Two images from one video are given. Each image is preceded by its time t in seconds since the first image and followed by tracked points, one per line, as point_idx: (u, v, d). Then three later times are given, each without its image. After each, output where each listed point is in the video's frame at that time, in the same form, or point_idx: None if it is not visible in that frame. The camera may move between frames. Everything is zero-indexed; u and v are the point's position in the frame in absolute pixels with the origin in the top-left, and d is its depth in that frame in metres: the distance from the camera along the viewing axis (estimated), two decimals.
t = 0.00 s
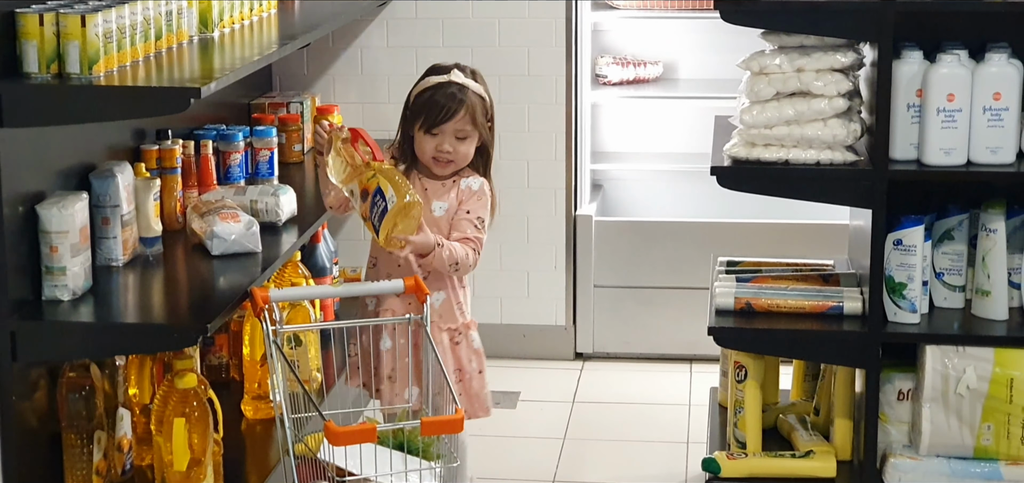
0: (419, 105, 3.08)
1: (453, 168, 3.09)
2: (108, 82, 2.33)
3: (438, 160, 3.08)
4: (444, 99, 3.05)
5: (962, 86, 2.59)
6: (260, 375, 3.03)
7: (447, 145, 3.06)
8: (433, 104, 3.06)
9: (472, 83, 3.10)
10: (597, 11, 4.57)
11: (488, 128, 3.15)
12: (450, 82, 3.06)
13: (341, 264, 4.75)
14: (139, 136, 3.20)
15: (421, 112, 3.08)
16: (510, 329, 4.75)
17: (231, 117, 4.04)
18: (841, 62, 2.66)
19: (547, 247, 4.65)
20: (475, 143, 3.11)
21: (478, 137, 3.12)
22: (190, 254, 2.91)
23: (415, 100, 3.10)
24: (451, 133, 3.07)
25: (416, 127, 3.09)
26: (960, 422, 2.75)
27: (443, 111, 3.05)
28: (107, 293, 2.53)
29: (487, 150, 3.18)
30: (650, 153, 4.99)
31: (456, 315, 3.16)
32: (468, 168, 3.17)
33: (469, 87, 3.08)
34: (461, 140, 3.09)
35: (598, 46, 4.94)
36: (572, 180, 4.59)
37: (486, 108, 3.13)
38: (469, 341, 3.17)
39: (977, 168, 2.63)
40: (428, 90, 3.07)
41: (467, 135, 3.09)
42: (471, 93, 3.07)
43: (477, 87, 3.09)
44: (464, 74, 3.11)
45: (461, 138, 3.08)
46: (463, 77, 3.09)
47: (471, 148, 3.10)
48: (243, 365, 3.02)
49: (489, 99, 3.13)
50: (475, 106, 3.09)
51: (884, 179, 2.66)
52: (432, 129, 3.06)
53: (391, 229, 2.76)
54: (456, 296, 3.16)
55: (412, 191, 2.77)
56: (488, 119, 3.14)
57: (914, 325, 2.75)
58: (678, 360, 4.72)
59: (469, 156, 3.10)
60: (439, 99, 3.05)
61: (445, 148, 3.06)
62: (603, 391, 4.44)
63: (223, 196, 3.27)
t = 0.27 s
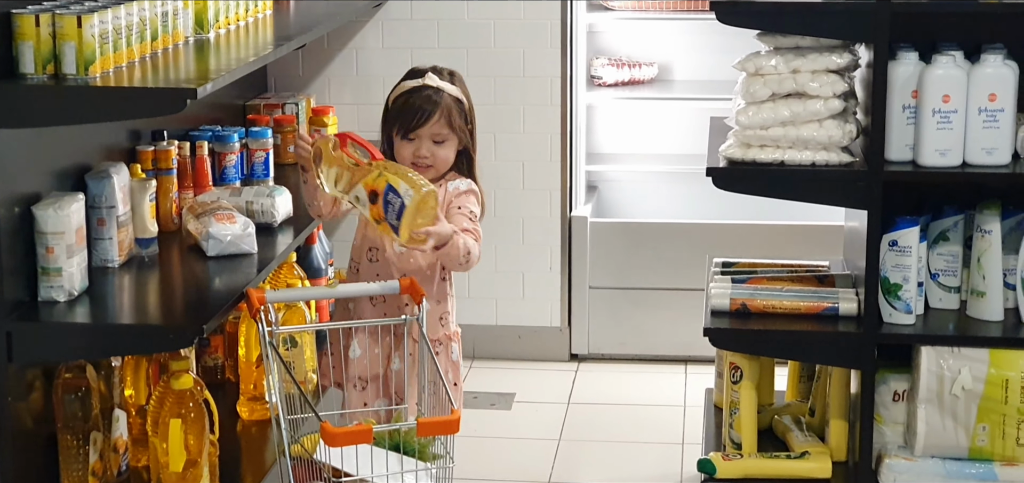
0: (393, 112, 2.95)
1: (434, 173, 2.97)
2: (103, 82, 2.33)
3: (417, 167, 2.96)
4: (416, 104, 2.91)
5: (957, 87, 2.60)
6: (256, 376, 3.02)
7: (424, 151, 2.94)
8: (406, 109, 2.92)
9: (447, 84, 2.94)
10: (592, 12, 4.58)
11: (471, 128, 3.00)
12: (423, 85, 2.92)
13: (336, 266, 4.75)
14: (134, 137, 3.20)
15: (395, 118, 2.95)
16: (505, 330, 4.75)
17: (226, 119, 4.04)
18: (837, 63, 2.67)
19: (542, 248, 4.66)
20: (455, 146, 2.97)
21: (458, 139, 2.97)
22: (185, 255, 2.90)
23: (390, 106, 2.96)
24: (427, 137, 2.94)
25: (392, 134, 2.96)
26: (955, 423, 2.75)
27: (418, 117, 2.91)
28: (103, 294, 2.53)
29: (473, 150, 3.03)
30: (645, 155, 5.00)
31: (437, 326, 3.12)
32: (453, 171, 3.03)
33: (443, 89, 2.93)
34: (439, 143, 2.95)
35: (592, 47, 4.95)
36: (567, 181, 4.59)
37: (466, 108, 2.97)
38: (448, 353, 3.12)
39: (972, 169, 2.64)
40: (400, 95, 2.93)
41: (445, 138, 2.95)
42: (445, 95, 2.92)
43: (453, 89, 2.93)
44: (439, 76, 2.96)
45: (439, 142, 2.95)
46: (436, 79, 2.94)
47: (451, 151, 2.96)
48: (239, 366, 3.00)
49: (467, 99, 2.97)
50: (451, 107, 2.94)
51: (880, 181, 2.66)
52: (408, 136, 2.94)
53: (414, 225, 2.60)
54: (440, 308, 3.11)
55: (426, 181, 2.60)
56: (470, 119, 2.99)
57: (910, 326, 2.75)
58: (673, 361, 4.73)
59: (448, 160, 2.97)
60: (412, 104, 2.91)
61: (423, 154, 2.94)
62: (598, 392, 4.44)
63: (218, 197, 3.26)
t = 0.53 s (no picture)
0: (377, 123, 2.93)
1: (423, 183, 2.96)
2: (102, 84, 2.33)
3: (406, 177, 2.95)
4: (399, 115, 2.89)
5: (956, 89, 2.60)
6: (255, 377, 3.04)
7: (411, 162, 2.92)
8: (391, 121, 2.89)
9: (429, 92, 2.92)
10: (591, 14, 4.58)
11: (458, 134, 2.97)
12: (405, 96, 2.89)
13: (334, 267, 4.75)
14: (133, 138, 3.20)
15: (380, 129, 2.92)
16: (504, 331, 4.76)
17: (225, 120, 4.04)
18: (835, 65, 2.67)
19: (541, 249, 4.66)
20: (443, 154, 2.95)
21: (444, 147, 2.95)
22: (184, 256, 2.90)
23: (374, 117, 2.95)
24: (413, 147, 2.92)
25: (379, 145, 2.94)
26: (953, 425, 2.75)
27: (401, 128, 2.89)
28: (102, 295, 2.53)
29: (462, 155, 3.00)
30: (643, 156, 5.00)
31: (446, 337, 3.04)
32: (448, 176, 3.05)
33: (425, 98, 2.90)
34: (425, 152, 2.93)
35: (591, 49, 4.95)
36: (565, 182, 4.60)
37: (450, 114, 2.94)
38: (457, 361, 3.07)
39: (970, 170, 2.64)
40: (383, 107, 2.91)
41: (431, 147, 2.93)
42: (427, 104, 2.89)
43: (435, 96, 2.91)
44: (420, 84, 2.93)
45: (426, 151, 2.93)
46: (418, 87, 2.92)
47: (439, 159, 2.95)
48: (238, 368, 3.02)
49: (452, 104, 2.94)
50: (435, 115, 2.91)
51: (878, 182, 2.66)
52: (393, 146, 2.92)
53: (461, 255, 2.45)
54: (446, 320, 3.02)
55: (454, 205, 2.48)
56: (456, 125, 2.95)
57: (908, 328, 2.75)
58: (671, 362, 4.73)
59: (437, 168, 2.95)
60: (394, 115, 2.89)
61: (409, 165, 2.92)
62: (597, 394, 4.44)
63: (217, 199, 3.26)
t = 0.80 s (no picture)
0: (370, 135, 2.80)
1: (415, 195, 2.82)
2: (101, 87, 2.32)
3: (398, 190, 2.81)
4: (391, 126, 2.76)
5: (954, 91, 2.60)
6: (254, 380, 3.02)
7: (404, 174, 2.78)
8: (383, 131, 2.77)
9: (422, 101, 2.79)
10: (589, 16, 4.58)
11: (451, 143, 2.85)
12: (399, 105, 2.78)
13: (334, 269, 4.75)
14: (131, 141, 3.19)
15: (372, 140, 2.79)
16: (502, 334, 4.76)
17: (224, 123, 4.04)
18: (833, 67, 2.67)
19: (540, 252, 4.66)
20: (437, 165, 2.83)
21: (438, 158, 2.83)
22: (182, 259, 2.90)
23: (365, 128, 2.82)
24: (405, 159, 2.78)
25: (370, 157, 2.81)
26: (951, 427, 2.76)
27: (395, 139, 2.76)
28: (100, 298, 2.53)
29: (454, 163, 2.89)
30: (642, 158, 5.00)
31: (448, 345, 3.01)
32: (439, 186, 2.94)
33: (417, 108, 2.78)
34: (418, 164, 2.80)
35: (590, 51, 4.95)
36: (564, 185, 4.59)
37: (444, 124, 2.82)
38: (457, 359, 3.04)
39: (969, 173, 2.64)
40: (376, 117, 2.79)
41: (424, 158, 2.80)
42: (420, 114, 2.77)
43: (429, 106, 2.79)
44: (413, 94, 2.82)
45: (419, 163, 2.80)
46: (412, 97, 2.81)
47: (432, 171, 2.82)
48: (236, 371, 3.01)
49: (446, 113, 2.83)
50: (428, 126, 2.78)
51: (876, 184, 2.66)
52: (386, 159, 2.78)
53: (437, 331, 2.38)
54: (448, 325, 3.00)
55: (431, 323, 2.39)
56: (449, 133, 2.84)
57: (907, 330, 2.75)
58: (670, 364, 4.73)
59: (431, 180, 2.82)
60: (387, 126, 2.77)
61: (403, 177, 2.78)
62: (596, 396, 4.44)
63: (215, 201, 3.26)
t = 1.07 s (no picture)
0: (343, 142, 2.79)
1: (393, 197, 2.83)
2: (99, 86, 2.32)
3: (376, 193, 2.81)
4: (365, 130, 2.77)
5: (953, 90, 2.60)
6: (253, 379, 3.03)
7: (381, 177, 2.78)
8: (358, 136, 2.77)
9: (394, 104, 2.80)
10: (588, 16, 4.58)
11: (425, 143, 2.85)
12: (370, 110, 2.78)
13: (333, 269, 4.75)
14: (130, 141, 3.19)
15: (347, 147, 2.79)
16: (501, 334, 4.76)
17: (223, 122, 4.04)
18: (832, 67, 2.66)
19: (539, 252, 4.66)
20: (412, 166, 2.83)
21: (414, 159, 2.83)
22: (181, 258, 2.90)
23: (338, 135, 2.81)
24: (381, 163, 2.79)
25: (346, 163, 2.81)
26: (950, 427, 2.76)
27: (370, 143, 2.77)
28: (98, 297, 2.53)
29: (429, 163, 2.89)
30: (641, 158, 5.00)
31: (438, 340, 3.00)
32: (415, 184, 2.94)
33: (389, 111, 2.78)
34: (394, 167, 2.80)
35: (589, 51, 4.95)
36: (563, 185, 4.59)
37: (417, 125, 2.82)
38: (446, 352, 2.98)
39: (968, 172, 2.64)
40: (348, 123, 2.78)
41: (400, 161, 2.80)
42: (393, 117, 2.77)
43: (399, 108, 2.79)
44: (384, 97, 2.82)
45: (395, 165, 2.80)
46: (383, 100, 2.80)
47: (408, 173, 2.83)
48: (235, 370, 3.01)
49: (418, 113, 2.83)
50: (401, 128, 2.79)
51: (875, 184, 2.67)
52: (362, 163, 2.79)
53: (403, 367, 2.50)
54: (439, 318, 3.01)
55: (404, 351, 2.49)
56: (423, 133, 2.84)
57: (906, 330, 2.75)
58: (669, 364, 4.73)
59: (407, 181, 2.83)
60: (362, 131, 2.77)
61: (380, 180, 2.79)
62: (595, 396, 4.44)
63: (214, 201, 3.26)
